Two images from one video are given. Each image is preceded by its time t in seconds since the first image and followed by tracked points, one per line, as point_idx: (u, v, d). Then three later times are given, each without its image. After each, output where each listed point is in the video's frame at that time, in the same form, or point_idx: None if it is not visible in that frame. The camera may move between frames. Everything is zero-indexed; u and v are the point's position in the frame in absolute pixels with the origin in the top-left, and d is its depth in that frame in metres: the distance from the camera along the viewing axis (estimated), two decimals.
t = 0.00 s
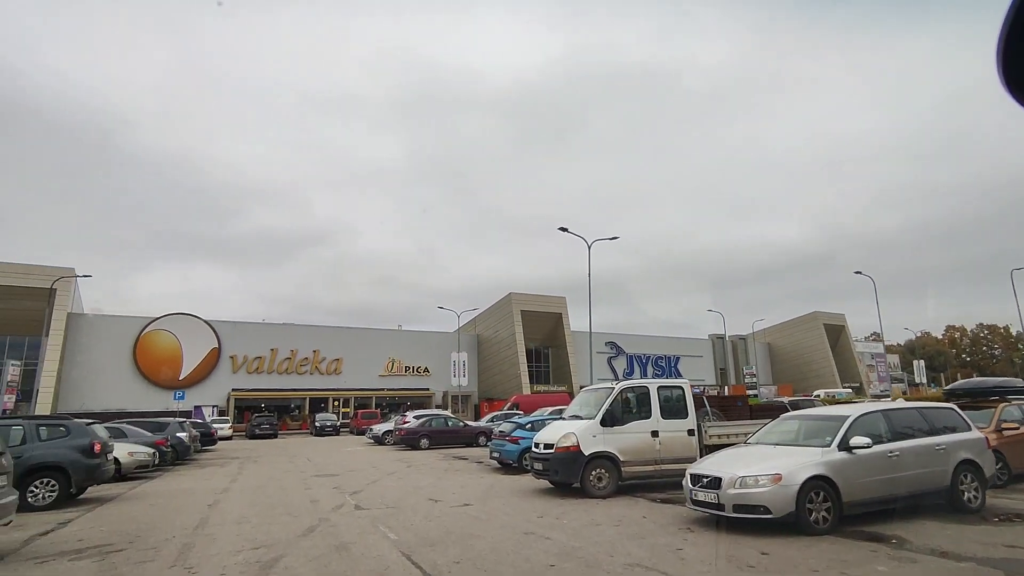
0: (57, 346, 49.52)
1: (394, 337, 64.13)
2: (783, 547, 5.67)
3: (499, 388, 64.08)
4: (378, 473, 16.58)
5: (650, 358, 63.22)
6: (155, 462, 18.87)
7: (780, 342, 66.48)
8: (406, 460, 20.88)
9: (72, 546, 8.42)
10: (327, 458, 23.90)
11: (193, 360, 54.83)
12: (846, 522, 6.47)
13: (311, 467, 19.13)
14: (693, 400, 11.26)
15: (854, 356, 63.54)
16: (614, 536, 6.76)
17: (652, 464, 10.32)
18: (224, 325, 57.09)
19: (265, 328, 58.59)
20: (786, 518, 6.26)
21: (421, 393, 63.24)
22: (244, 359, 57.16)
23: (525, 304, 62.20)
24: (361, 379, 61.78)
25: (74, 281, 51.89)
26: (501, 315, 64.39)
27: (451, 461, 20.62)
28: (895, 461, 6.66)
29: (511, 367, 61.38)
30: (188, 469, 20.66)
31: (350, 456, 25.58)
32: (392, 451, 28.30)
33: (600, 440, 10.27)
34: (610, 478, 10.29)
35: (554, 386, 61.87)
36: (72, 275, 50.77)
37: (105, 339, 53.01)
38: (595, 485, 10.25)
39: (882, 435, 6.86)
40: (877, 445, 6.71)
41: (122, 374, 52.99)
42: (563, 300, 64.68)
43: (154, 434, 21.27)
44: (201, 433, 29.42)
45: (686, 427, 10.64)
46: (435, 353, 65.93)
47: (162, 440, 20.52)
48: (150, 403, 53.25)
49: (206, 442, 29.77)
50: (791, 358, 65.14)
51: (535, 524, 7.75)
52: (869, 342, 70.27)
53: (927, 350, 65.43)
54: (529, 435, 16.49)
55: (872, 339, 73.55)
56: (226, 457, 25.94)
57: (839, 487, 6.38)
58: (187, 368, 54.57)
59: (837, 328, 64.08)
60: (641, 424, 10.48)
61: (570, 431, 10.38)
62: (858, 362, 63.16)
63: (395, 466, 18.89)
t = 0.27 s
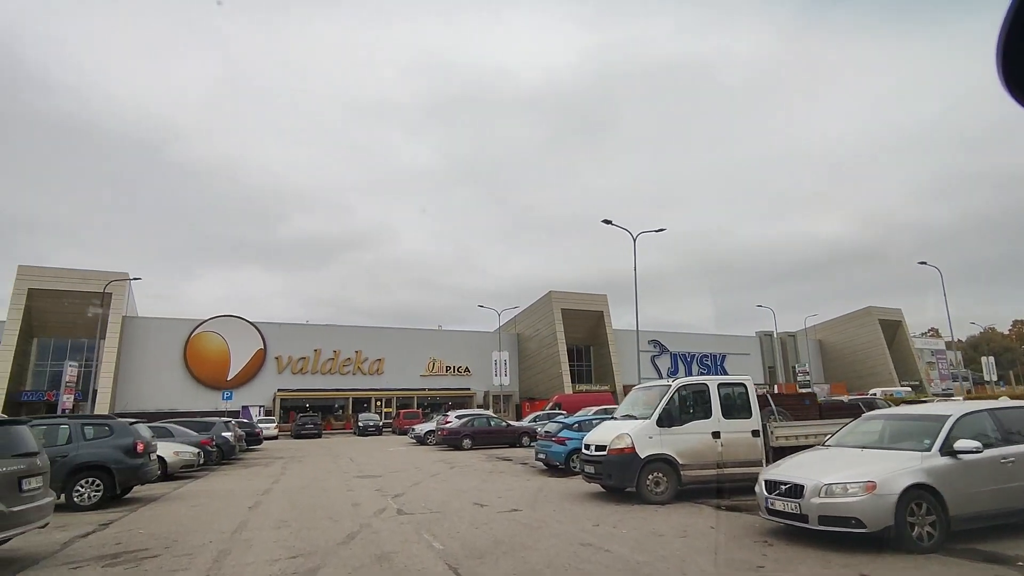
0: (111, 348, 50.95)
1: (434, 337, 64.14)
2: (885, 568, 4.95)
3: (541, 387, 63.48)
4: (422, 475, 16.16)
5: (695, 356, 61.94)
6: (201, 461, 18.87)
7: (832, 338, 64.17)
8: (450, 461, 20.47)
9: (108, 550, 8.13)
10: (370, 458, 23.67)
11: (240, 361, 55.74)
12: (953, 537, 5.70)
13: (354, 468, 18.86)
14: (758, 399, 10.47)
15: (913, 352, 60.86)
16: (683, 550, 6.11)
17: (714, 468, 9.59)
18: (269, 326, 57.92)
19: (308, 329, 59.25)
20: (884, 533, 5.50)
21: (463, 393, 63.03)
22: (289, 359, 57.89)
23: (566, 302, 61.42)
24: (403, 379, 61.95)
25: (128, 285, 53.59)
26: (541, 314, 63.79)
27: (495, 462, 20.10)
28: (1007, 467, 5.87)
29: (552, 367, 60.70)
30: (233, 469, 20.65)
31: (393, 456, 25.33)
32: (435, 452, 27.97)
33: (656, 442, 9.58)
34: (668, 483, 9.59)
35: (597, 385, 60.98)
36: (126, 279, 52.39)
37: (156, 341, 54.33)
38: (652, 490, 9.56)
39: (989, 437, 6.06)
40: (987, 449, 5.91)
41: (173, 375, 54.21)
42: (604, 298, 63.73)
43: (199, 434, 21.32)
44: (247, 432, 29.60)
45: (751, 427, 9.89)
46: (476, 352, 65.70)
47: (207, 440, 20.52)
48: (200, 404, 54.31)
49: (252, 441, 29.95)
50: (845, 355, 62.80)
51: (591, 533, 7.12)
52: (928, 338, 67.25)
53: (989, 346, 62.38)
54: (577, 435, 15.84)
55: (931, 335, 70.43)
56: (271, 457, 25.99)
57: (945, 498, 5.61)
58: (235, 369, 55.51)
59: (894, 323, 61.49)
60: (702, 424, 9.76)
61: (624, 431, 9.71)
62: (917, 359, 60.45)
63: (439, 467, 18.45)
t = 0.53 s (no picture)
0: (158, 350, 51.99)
1: (472, 337, 63.82)
2: None
3: (579, 386, 62.61)
4: (462, 477, 15.61)
5: (738, 354, 60.64)
6: (240, 462, 18.68)
7: (885, 334, 61.70)
8: (490, 462, 19.92)
9: (137, 556, 7.72)
10: (409, 459, 23.27)
11: (281, 361, 56.27)
12: None
13: (393, 469, 18.43)
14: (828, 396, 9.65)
15: (973, 348, 58.02)
16: (761, 570, 5.38)
17: (782, 473, 8.83)
18: (309, 327, 58.36)
19: (347, 329, 59.52)
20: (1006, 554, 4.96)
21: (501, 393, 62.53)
22: (328, 360, 58.25)
23: (603, 300, 60.42)
24: (441, 379, 61.78)
25: (173, 288, 54.73)
26: (579, 312, 62.92)
27: (537, 463, 19.46)
28: None
29: (591, 365, 59.75)
30: (273, 469, 20.46)
31: (432, 456, 24.91)
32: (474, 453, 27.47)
33: (717, 444, 8.87)
34: (732, 489, 8.84)
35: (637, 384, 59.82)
36: (171, 282, 53.49)
37: (200, 343, 55.19)
38: (714, 496, 8.82)
39: None
40: None
41: (217, 376, 55.02)
42: (643, 295, 62.51)
43: (239, 434, 21.18)
44: (287, 432, 29.55)
45: (821, 428, 9.09)
46: (513, 352, 65.16)
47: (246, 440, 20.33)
48: (243, 403, 54.99)
49: (292, 441, 29.90)
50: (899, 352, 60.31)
51: (652, 548, 6.43)
52: (988, 334, 64.12)
53: None
54: (624, 436, 15.07)
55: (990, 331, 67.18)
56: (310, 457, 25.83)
57: None
58: (276, 369, 56.06)
59: (953, 318, 58.75)
60: (766, 425, 9.01)
61: (682, 432, 9.02)
62: (977, 356, 57.63)
63: (479, 469, 17.89)
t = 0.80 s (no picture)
0: (197, 350, 52.63)
1: (505, 336, 63.22)
2: None
3: (615, 385, 61.48)
4: (499, 479, 14.92)
5: (779, 352, 58.95)
6: (272, 462, 18.31)
7: (936, 330, 59.21)
8: (527, 464, 19.21)
9: (156, 564, 7.20)
10: (444, 459, 22.70)
11: (316, 361, 56.43)
12: None
13: (428, 471, 17.86)
14: (909, 393, 8.69)
15: None
16: None
17: (858, 480, 7.95)
18: (343, 327, 58.45)
19: (381, 329, 59.46)
20: None
21: (535, 392, 61.76)
22: (362, 360, 58.27)
23: (639, 297, 59.24)
24: (474, 378, 61.30)
25: (211, 289, 55.42)
26: (614, 310, 61.83)
27: (577, 465, 18.68)
28: None
29: (627, 364, 58.59)
30: (307, 469, 20.10)
31: (467, 457, 24.30)
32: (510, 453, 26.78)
33: (783, 447, 8.06)
34: (801, 497, 7.99)
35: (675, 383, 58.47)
36: (209, 283, 54.16)
37: (237, 343, 55.71)
38: (782, 505, 7.98)
39: None
40: None
41: (254, 376, 55.47)
42: (680, 292, 61.12)
43: (272, 434, 20.83)
44: (322, 432, 29.27)
45: (902, 429, 8.15)
46: (547, 350, 64.35)
47: (279, 440, 19.96)
48: (279, 403, 55.29)
49: (326, 441, 29.61)
50: (951, 349, 57.76)
51: (725, 567, 5.63)
52: None
53: None
54: (671, 437, 14.19)
55: None
56: (344, 457, 25.47)
57: None
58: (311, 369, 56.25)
59: (1009, 313, 56.11)
60: (839, 425, 8.14)
61: (744, 433, 8.27)
62: None
63: (517, 470, 17.19)
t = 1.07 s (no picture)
0: (228, 350, 52.85)
1: (534, 334, 62.41)
2: None
3: (647, 384, 60.22)
4: (532, 483, 14.13)
5: (818, 349, 57.24)
6: (297, 463, 17.78)
7: (984, 326, 56.85)
8: (561, 466, 18.38)
9: None
10: (474, 461, 21.98)
11: (344, 361, 56.28)
12: None
13: (458, 473, 17.15)
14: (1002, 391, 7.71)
15: None
16: None
17: (948, 490, 6.99)
18: (371, 327, 58.23)
19: (408, 328, 59.10)
20: None
21: (564, 391, 60.83)
22: (390, 359, 57.98)
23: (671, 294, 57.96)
24: (503, 377, 60.59)
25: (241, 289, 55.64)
26: (645, 307, 60.61)
27: (613, 467, 17.81)
28: None
29: (659, 362, 57.33)
30: (334, 471, 19.56)
31: (497, 458, 23.54)
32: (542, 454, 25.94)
33: (858, 450, 7.14)
34: (881, 508, 7.05)
35: (709, 382, 57.00)
36: (239, 283, 54.39)
37: (267, 343, 55.84)
38: (858, 517, 7.06)
39: None
40: None
41: (284, 375, 55.52)
42: (713, 288, 59.64)
43: (298, 434, 20.33)
44: (349, 432, 28.80)
45: (997, 432, 7.18)
46: (577, 349, 63.35)
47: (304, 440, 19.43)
48: (308, 403, 55.26)
49: (354, 441, 29.10)
50: (1001, 345, 55.38)
51: None
52: None
53: None
54: (716, 438, 13.30)
55: None
56: (372, 458, 24.92)
57: None
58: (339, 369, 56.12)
59: None
60: (922, 425, 7.17)
61: (812, 435, 7.42)
62: None
63: (550, 473, 16.40)
